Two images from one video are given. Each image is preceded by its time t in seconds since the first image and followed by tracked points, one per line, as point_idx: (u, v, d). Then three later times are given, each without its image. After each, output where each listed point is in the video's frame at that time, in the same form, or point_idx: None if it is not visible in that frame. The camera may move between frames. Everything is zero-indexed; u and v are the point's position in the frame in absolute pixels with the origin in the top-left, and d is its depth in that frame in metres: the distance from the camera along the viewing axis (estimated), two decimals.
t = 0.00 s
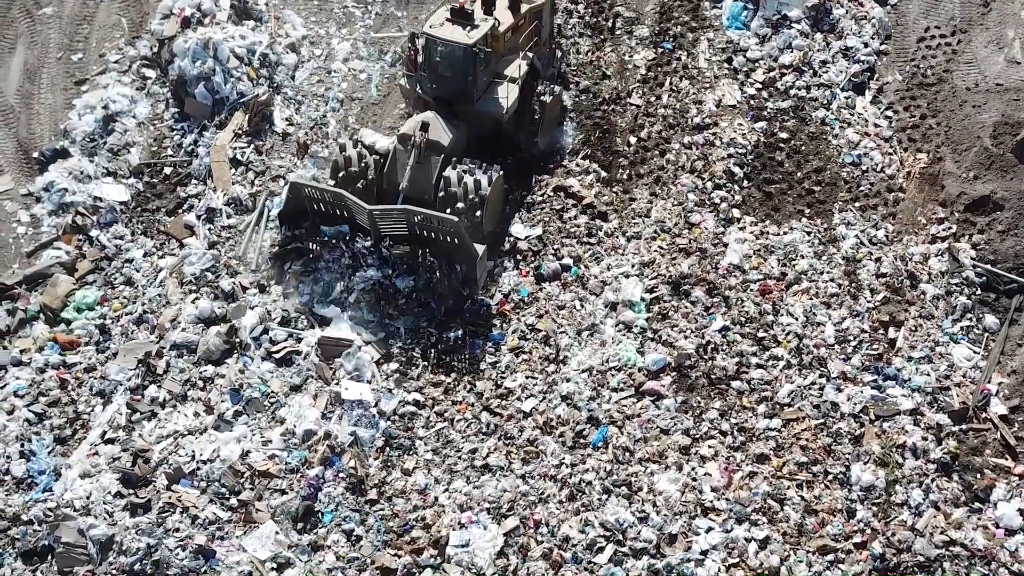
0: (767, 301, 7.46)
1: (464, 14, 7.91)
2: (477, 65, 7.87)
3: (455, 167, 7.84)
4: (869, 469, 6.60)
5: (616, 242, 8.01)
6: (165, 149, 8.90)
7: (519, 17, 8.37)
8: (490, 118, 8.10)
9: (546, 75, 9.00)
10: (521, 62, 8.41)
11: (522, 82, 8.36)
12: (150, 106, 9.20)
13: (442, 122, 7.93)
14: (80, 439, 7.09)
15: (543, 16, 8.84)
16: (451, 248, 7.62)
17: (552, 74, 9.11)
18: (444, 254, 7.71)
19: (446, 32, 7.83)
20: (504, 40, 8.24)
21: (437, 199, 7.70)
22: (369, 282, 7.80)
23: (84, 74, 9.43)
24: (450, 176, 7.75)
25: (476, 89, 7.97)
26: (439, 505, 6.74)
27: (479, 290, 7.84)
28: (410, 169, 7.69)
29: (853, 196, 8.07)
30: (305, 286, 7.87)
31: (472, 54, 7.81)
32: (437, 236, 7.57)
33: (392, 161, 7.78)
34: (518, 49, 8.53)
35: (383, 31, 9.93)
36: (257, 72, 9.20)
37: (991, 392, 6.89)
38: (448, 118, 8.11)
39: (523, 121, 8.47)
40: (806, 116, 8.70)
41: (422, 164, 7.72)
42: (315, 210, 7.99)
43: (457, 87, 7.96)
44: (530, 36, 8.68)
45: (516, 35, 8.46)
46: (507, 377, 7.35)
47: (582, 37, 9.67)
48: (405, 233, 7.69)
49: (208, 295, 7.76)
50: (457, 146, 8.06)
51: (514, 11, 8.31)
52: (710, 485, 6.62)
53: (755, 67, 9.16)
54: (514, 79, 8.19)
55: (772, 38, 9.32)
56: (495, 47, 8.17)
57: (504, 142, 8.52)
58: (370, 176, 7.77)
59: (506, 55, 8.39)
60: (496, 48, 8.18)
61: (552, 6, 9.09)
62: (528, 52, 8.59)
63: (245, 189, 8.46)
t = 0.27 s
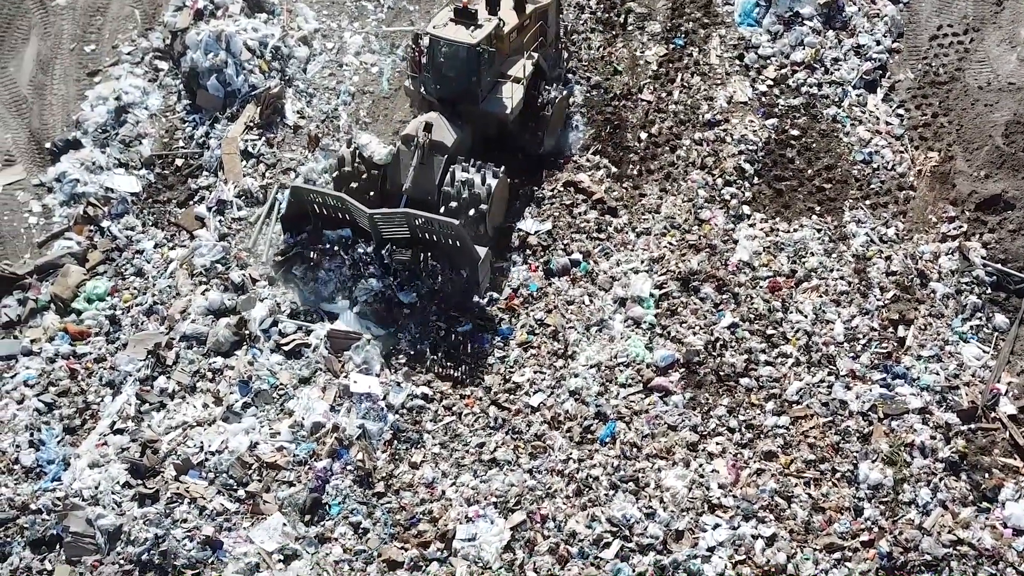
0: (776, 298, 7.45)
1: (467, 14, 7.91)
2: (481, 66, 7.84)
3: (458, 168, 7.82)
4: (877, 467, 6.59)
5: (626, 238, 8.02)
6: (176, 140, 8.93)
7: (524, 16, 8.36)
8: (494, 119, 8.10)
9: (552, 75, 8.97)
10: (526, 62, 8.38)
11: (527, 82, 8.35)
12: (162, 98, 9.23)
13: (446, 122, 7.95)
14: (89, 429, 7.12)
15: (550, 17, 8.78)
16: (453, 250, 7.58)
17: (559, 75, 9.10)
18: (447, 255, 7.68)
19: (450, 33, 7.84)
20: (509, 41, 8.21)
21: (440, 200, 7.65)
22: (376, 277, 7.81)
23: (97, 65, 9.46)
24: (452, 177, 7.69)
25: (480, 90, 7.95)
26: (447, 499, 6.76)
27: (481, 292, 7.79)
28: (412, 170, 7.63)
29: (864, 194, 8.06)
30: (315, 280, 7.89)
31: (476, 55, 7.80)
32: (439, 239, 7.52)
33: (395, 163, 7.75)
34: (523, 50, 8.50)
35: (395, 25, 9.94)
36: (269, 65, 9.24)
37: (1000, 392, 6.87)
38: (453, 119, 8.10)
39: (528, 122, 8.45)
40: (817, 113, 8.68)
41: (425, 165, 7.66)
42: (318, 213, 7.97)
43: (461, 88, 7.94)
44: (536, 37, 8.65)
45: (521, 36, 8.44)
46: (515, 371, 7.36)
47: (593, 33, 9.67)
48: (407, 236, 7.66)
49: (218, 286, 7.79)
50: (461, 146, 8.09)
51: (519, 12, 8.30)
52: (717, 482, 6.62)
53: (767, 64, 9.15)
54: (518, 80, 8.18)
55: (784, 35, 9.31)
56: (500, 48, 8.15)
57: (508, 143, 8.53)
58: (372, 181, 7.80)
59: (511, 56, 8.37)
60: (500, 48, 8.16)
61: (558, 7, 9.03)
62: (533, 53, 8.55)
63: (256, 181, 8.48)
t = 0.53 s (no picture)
0: (785, 295, 7.44)
1: (473, 16, 7.95)
2: (486, 68, 7.86)
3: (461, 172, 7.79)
4: (885, 465, 6.58)
5: (635, 234, 8.02)
6: (188, 132, 8.96)
7: (530, 18, 8.38)
8: (500, 120, 8.12)
9: (557, 77, 8.98)
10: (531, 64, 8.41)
11: (533, 84, 8.37)
12: (174, 90, 9.27)
13: (450, 124, 7.96)
14: (98, 419, 7.15)
15: (556, 17, 8.85)
16: (455, 258, 7.52)
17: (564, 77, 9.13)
18: (450, 262, 7.64)
19: (455, 35, 7.89)
20: (515, 43, 8.24)
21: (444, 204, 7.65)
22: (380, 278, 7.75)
23: (109, 56, 9.50)
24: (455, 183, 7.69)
25: (486, 92, 7.96)
26: (454, 493, 6.78)
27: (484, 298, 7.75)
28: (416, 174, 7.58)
29: (875, 191, 8.04)
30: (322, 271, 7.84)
31: (480, 56, 7.83)
32: (440, 247, 7.45)
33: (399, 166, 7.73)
34: (528, 52, 8.54)
35: (406, 19, 9.95)
36: (280, 57, 9.24)
37: (1009, 391, 6.83)
38: (458, 121, 8.11)
39: (534, 124, 8.47)
40: (828, 111, 8.67)
41: (429, 169, 7.60)
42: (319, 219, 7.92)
43: (466, 89, 7.96)
44: (541, 39, 8.70)
45: (526, 38, 8.48)
46: (523, 365, 7.38)
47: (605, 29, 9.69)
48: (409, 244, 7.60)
49: (227, 278, 7.82)
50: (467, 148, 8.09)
51: (525, 13, 8.33)
52: (724, 479, 6.61)
53: (778, 61, 9.15)
54: (524, 82, 8.21)
55: (796, 32, 9.31)
56: (505, 50, 8.17)
57: (514, 144, 8.57)
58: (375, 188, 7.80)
59: (517, 58, 8.39)
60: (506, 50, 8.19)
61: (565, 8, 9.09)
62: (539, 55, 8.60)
63: (267, 173, 8.50)
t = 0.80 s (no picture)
0: (795, 293, 7.43)
1: (478, 19, 7.82)
2: (491, 73, 7.72)
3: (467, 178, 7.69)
4: (893, 464, 6.56)
5: (644, 230, 8.02)
6: (199, 124, 8.98)
7: (536, 20, 8.26)
8: (505, 125, 8.02)
9: (564, 79, 8.89)
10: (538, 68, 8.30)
11: (538, 88, 8.28)
12: (185, 82, 9.29)
13: (454, 129, 7.83)
14: (106, 410, 7.17)
15: (563, 18, 8.70)
16: (459, 265, 7.44)
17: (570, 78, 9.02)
18: (454, 269, 7.55)
19: (460, 38, 7.74)
20: (520, 45, 8.12)
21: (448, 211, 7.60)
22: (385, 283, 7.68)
23: (121, 48, 9.57)
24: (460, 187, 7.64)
25: (491, 97, 7.84)
26: (460, 487, 6.79)
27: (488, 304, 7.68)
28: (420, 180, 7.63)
29: (885, 189, 8.02)
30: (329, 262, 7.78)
31: (486, 62, 7.70)
32: (444, 254, 7.37)
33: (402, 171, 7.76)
34: (534, 55, 8.43)
35: (418, 13, 9.97)
36: (292, 50, 9.27)
37: (1020, 391, 6.76)
38: (463, 126, 7.99)
39: (540, 127, 8.36)
40: (839, 108, 8.66)
41: (433, 174, 7.63)
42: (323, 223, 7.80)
43: (471, 94, 7.83)
44: (548, 41, 8.56)
45: (532, 40, 8.36)
46: (531, 360, 7.38)
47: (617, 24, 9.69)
48: (413, 250, 7.51)
49: (237, 270, 7.85)
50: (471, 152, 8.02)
51: (531, 16, 8.22)
52: (732, 476, 6.61)
53: (790, 58, 9.13)
54: (530, 86, 8.10)
55: (807, 29, 9.30)
56: (511, 53, 8.06)
57: (520, 147, 8.50)
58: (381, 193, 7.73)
59: (523, 61, 8.32)
60: (511, 53, 8.08)
61: (572, 8, 8.94)
62: (545, 57, 8.46)
63: (277, 166, 8.50)
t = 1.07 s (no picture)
0: (804, 290, 7.42)
1: (482, 24, 7.86)
2: (493, 77, 7.73)
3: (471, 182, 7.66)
4: (900, 463, 6.55)
5: (654, 225, 8.02)
6: (210, 116, 8.97)
7: (541, 21, 8.25)
8: (509, 130, 8.02)
9: (571, 81, 8.91)
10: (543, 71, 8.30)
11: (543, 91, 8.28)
12: (197, 74, 9.33)
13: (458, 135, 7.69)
14: (115, 400, 7.21)
15: (570, 19, 8.68)
16: (463, 267, 7.45)
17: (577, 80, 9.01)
18: (458, 271, 7.55)
19: (463, 43, 7.76)
20: (525, 48, 8.12)
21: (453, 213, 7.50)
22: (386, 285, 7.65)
23: (133, 39, 9.65)
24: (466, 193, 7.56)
25: (494, 101, 7.86)
26: (467, 481, 6.80)
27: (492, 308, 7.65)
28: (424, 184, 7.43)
29: (896, 187, 8.01)
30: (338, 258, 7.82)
31: (489, 66, 7.70)
32: (449, 255, 7.38)
33: (405, 179, 7.51)
34: (539, 57, 8.39)
35: (430, 7, 9.97)
36: (303, 43, 9.28)
37: None
38: (467, 130, 8.05)
39: (545, 131, 8.31)
40: (850, 106, 8.65)
41: (437, 180, 7.47)
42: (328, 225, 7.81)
43: (474, 99, 7.84)
44: (554, 42, 8.51)
45: (538, 42, 8.34)
46: (539, 355, 7.39)
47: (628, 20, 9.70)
48: (417, 251, 7.51)
49: (246, 262, 7.88)
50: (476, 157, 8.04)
51: (536, 17, 8.22)
52: (739, 473, 6.60)
53: (801, 55, 9.12)
54: (534, 89, 8.11)
55: (819, 26, 9.29)
56: (515, 56, 8.08)
57: (525, 151, 8.44)
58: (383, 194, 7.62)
59: (529, 63, 8.31)
60: (516, 55, 8.10)
61: (579, 8, 8.89)
62: (550, 59, 8.42)
63: (288, 159, 8.51)
